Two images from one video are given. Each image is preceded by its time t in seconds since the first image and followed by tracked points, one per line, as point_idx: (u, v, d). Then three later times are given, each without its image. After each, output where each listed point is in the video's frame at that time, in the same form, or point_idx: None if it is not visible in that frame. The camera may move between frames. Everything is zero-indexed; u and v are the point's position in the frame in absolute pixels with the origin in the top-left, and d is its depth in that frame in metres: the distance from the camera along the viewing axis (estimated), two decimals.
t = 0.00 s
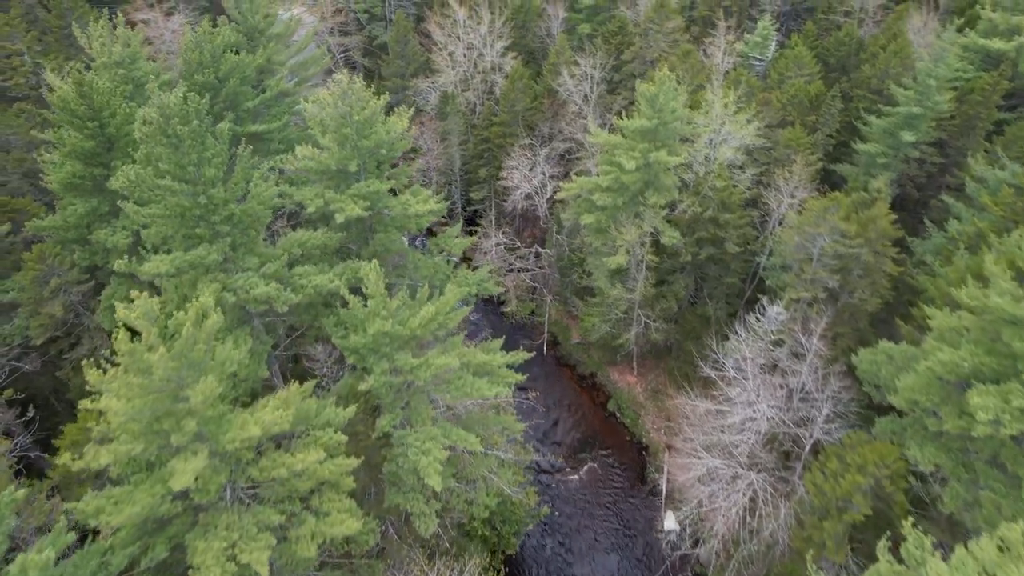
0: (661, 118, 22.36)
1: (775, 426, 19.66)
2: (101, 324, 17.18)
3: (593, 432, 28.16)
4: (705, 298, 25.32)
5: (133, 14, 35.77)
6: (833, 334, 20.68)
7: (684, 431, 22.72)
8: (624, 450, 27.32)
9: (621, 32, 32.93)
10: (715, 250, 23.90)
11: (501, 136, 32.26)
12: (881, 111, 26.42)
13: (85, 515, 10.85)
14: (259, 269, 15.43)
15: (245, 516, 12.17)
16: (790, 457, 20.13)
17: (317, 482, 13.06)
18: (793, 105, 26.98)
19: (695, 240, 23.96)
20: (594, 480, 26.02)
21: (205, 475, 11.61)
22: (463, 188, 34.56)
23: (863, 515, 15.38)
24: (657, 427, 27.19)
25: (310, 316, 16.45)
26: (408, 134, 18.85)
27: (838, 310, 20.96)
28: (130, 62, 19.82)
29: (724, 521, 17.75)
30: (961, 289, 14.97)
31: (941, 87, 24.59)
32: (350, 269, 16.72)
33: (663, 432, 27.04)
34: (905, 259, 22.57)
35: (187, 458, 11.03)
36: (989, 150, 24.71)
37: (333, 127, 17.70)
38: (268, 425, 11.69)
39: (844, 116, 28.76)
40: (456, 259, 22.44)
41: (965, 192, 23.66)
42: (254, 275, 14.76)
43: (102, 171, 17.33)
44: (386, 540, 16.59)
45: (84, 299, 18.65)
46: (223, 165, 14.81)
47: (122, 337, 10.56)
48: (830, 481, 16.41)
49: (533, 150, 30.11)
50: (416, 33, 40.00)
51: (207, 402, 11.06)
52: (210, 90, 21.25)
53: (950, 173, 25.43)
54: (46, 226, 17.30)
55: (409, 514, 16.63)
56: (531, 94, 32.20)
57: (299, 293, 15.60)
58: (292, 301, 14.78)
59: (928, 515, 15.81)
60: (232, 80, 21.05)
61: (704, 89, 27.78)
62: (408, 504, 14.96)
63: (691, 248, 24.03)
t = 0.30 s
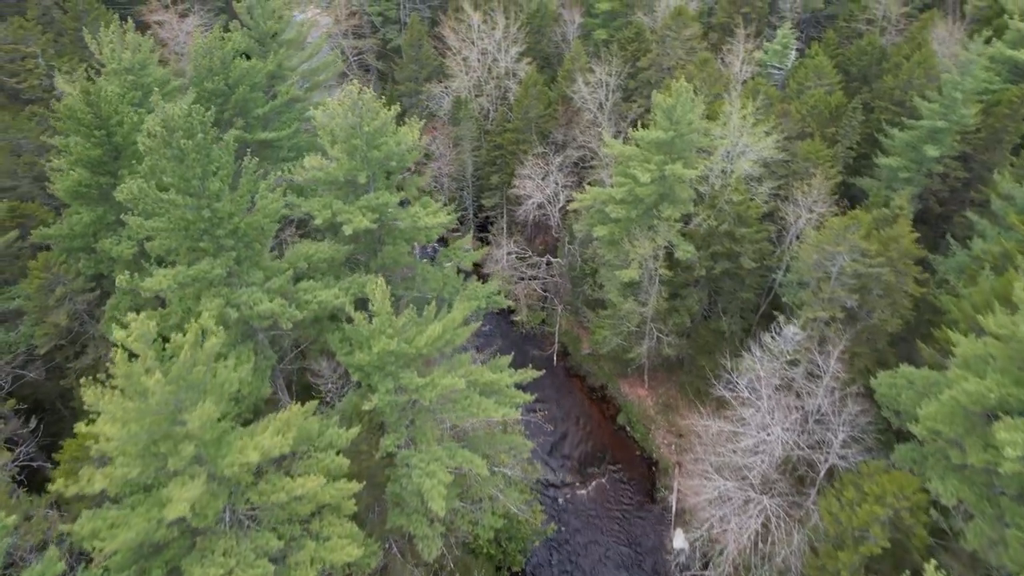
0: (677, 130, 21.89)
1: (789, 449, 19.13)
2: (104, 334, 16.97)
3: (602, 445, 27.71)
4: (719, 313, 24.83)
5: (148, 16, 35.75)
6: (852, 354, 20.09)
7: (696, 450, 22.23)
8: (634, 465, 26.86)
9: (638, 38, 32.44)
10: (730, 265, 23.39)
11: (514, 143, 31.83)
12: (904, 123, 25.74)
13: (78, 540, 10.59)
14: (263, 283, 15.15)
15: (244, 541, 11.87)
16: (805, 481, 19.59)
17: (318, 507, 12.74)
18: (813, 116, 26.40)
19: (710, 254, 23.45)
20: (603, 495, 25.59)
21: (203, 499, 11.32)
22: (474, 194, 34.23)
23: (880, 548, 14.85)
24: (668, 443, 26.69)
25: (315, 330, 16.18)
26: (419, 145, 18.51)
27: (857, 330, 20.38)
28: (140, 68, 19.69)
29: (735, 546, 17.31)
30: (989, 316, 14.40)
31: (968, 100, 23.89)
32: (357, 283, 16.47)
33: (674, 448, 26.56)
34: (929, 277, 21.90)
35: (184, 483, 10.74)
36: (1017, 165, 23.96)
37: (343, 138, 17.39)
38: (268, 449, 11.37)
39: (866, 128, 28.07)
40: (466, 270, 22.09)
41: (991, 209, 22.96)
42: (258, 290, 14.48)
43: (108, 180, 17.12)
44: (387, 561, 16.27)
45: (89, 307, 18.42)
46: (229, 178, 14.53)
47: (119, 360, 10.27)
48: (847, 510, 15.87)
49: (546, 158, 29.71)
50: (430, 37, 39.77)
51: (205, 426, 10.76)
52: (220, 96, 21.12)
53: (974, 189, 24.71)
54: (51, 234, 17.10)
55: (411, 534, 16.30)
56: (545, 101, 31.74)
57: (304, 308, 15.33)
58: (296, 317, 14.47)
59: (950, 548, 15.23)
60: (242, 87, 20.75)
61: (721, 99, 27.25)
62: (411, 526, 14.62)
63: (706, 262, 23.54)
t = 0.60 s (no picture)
0: (694, 143, 21.41)
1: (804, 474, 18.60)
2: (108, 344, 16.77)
3: (612, 459, 27.26)
4: (733, 329, 24.31)
5: (163, 17, 35.65)
6: (871, 376, 19.51)
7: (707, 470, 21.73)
8: (644, 481, 26.38)
9: (654, 45, 31.92)
10: (745, 280, 22.88)
11: (527, 150, 31.44)
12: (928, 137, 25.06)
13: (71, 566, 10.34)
14: (268, 298, 14.86)
15: (241, 567, 11.57)
16: (819, 506, 19.05)
17: (318, 532, 12.43)
18: (832, 127, 25.78)
19: (725, 268, 22.94)
20: (612, 511, 25.15)
21: (200, 525, 11.03)
22: (486, 201, 33.89)
23: None
24: (678, 459, 26.19)
25: (319, 345, 15.89)
26: (429, 156, 18.16)
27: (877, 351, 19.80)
28: (149, 75, 19.51)
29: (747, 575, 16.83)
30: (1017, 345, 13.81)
31: (995, 114, 23.17)
32: (363, 298, 16.19)
33: (685, 464, 26.06)
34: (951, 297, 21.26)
35: (180, 510, 10.46)
36: None
37: (352, 149, 17.07)
38: (267, 475, 11.07)
39: (888, 140, 27.39)
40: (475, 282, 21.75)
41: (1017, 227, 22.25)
42: (262, 306, 14.20)
43: (114, 189, 16.92)
44: None
45: (95, 316, 18.24)
46: (234, 191, 14.23)
47: (115, 384, 10.00)
48: (865, 541, 15.33)
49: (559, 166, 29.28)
50: (445, 41, 39.46)
51: (203, 452, 10.45)
52: (230, 103, 20.91)
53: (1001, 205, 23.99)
54: (57, 243, 16.92)
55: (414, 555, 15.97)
56: (559, 108, 31.31)
57: (309, 324, 15.04)
58: (299, 334, 14.15)
59: None
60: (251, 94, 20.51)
61: (739, 109, 26.70)
62: (414, 549, 14.27)
63: (721, 277, 23.04)
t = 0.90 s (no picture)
0: (711, 155, 20.92)
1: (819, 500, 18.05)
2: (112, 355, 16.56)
3: (621, 474, 26.79)
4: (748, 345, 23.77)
5: (178, 19, 35.69)
6: (890, 400, 18.92)
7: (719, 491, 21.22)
8: (653, 497, 25.88)
9: (672, 53, 31.38)
10: (761, 296, 22.35)
11: (541, 157, 31.03)
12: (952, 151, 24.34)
13: None
14: (272, 313, 14.57)
15: None
16: (834, 533, 18.50)
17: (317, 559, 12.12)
18: (853, 140, 25.15)
19: (740, 284, 22.42)
20: (620, 528, 24.70)
21: (195, 552, 10.74)
22: (498, 208, 33.54)
23: None
24: (689, 475, 25.68)
25: (324, 361, 15.61)
26: (439, 168, 17.78)
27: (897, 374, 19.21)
28: (159, 81, 19.32)
29: None
30: None
31: None
32: (368, 313, 15.87)
33: (696, 482, 25.54)
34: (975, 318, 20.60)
35: (174, 538, 10.17)
36: None
37: (360, 161, 16.74)
38: (263, 502, 10.74)
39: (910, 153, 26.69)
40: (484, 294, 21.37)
41: None
42: (265, 322, 13.92)
43: (120, 199, 16.66)
44: None
45: (100, 325, 18.04)
46: (239, 205, 13.94)
47: (109, 410, 9.72)
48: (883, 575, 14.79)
49: (573, 175, 28.84)
50: (459, 45, 39.13)
51: (198, 478, 10.13)
52: (239, 110, 20.68)
53: None
54: (62, 251, 16.73)
55: None
56: (573, 115, 30.86)
57: (313, 340, 14.74)
58: (302, 352, 13.83)
59: None
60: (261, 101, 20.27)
61: (757, 120, 26.14)
62: (416, 574, 13.93)
63: (735, 292, 22.51)
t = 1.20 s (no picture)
0: (728, 169, 20.39)
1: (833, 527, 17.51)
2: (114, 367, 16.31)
3: (629, 489, 26.32)
4: (763, 361, 23.28)
5: (191, 21, 35.65)
6: (910, 425, 18.30)
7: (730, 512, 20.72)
8: (662, 514, 25.39)
9: (688, 60, 30.82)
10: (776, 313, 21.82)
11: (553, 165, 30.56)
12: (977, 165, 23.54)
13: None
14: (274, 330, 14.25)
15: None
16: (848, 561, 17.96)
17: None
18: (873, 152, 24.51)
19: (755, 300, 21.90)
20: (627, 546, 24.25)
21: None
22: (509, 215, 33.16)
23: None
24: (699, 493, 25.16)
25: (327, 378, 15.28)
26: (449, 181, 17.38)
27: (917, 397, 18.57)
28: (167, 88, 19.11)
29: None
30: None
31: None
32: (373, 330, 15.51)
33: (706, 499, 25.03)
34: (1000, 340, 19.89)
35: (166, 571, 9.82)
36: None
37: (367, 174, 16.34)
38: (259, 533, 10.37)
39: (933, 166, 25.93)
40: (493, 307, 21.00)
41: None
42: (267, 339, 13.61)
43: (124, 209, 16.38)
44: None
45: (103, 335, 17.83)
46: (241, 220, 13.60)
47: (99, 440, 9.34)
48: None
49: (585, 184, 28.37)
50: (472, 49, 38.76)
51: (191, 508, 9.78)
52: (247, 118, 20.42)
53: None
54: (66, 261, 16.51)
55: None
56: (587, 123, 30.35)
57: (315, 358, 14.40)
58: (303, 371, 13.49)
59: None
60: (270, 109, 20.02)
61: (774, 131, 25.57)
62: None
63: (750, 308, 21.98)
